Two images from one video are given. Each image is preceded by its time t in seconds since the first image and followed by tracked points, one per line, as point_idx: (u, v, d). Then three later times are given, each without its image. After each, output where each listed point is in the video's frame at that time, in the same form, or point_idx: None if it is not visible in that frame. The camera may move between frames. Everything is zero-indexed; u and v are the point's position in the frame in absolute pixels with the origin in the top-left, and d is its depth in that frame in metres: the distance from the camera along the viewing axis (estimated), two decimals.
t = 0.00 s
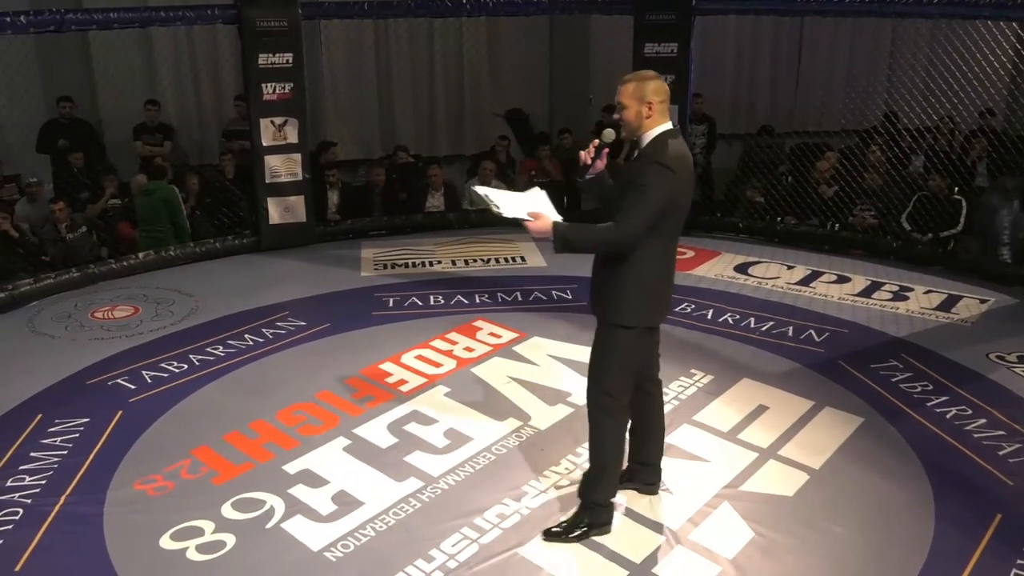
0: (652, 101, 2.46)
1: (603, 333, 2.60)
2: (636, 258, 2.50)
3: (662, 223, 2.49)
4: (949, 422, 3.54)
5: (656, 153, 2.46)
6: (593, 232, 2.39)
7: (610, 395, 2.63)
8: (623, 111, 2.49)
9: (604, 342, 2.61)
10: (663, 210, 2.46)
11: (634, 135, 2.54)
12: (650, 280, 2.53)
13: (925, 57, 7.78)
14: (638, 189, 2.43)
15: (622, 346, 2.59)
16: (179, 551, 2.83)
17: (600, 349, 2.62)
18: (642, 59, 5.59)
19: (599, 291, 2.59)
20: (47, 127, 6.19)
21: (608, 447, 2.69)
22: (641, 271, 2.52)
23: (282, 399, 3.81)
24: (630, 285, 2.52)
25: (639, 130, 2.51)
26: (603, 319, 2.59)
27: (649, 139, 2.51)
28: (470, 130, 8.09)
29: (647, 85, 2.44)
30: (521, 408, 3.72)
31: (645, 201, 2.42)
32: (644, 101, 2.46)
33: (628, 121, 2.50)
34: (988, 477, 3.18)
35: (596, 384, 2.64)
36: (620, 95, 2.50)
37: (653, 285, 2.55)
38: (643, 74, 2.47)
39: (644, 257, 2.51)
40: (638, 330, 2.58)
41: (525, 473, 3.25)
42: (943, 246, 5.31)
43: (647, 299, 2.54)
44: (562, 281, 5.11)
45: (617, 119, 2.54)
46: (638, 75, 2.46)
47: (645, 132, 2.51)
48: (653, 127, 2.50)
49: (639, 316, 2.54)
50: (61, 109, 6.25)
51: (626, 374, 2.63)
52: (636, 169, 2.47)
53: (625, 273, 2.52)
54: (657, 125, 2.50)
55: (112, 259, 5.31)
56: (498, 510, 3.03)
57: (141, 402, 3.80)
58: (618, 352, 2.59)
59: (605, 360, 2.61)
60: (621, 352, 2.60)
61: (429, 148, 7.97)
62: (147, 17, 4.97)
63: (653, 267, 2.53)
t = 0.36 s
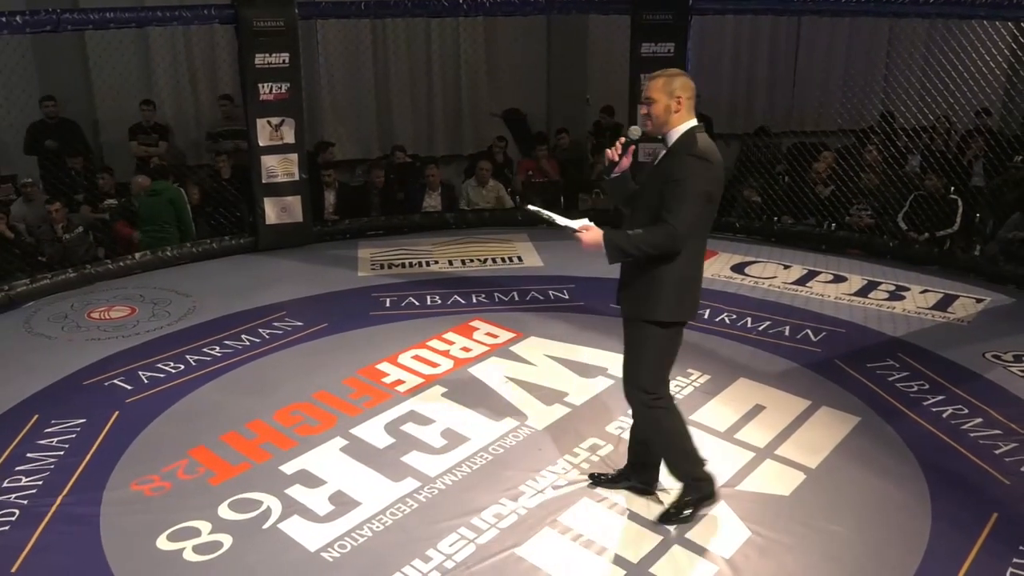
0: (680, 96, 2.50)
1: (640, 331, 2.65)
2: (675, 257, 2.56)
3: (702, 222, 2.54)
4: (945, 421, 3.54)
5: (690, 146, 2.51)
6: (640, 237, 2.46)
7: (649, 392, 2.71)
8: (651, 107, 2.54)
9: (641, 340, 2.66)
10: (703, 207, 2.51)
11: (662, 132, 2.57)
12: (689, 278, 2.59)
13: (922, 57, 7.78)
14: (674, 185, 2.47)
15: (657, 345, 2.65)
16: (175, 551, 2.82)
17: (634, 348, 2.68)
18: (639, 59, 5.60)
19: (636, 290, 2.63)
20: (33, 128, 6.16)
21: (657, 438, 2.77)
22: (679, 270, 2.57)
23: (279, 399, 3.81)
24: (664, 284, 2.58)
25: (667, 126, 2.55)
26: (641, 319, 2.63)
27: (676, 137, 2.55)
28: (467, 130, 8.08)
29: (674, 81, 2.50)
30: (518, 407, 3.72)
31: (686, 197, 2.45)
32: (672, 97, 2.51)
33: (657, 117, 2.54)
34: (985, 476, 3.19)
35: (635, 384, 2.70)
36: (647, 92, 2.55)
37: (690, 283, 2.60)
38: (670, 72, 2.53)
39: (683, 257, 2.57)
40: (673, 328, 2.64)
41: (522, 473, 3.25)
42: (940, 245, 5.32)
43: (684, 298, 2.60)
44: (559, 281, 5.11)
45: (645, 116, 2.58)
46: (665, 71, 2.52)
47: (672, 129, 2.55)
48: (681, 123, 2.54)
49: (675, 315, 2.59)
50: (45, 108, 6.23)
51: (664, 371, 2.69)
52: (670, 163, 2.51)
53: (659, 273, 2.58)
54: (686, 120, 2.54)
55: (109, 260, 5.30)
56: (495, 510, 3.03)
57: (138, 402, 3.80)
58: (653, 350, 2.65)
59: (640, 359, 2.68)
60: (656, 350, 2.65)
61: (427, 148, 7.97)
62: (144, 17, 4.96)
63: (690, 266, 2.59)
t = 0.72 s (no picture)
0: (740, 103, 2.46)
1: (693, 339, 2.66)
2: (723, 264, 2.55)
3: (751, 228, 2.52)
4: (940, 420, 3.55)
5: (746, 156, 2.49)
6: (690, 241, 2.47)
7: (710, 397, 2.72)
8: (708, 113, 2.50)
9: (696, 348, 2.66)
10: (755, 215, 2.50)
11: (718, 138, 2.55)
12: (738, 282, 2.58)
13: (916, 56, 7.76)
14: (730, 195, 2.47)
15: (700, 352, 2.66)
16: (171, 552, 2.82)
17: (677, 349, 2.73)
18: (634, 59, 5.62)
19: (685, 299, 2.63)
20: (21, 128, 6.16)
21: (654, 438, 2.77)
22: (731, 276, 2.57)
23: (274, 400, 3.81)
24: (707, 292, 2.58)
25: (725, 132, 2.52)
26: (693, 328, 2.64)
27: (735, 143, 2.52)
28: (463, 131, 8.08)
29: (734, 88, 2.45)
30: (513, 407, 3.72)
31: (739, 207, 2.46)
32: (732, 105, 2.47)
33: (714, 124, 2.51)
34: (979, 475, 3.20)
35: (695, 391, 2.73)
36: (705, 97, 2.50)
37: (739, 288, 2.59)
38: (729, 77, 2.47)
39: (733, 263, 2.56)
40: (719, 334, 2.63)
41: (517, 473, 3.25)
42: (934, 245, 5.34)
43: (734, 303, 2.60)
44: (554, 281, 5.11)
45: (701, 122, 2.54)
46: (724, 77, 2.46)
47: (731, 135, 2.52)
48: (738, 131, 2.51)
49: (725, 320, 2.60)
50: (31, 109, 6.20)
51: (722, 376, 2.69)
52: (726, 172, 2.51)
53: (701, 280, 2.59)
54: (742, 128, 2.51)
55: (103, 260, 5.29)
56: (491, 510, 3.03)
57: (133, 403, 3.79)
58: (707, 356, 2.66)
59: (689, 365, 2.70)
60: (703, 355, 2.66)
61: (421, 148, 7.97)
62: (138, 17, 4.96)
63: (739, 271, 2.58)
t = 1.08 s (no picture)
0: (784, 100, 2.57)
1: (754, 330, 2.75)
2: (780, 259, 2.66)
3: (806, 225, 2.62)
4: (929, 419, 3.57)
5: (797, 157, 2.56)
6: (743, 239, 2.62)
7: (759, 383, 2.81)
8: (754, 115, 2.61)
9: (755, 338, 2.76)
10: (809, 212, 2.59)
11: (768, 137, 2.64)
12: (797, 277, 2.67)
13: (904, 57, 7.79)
14: (780, 195, 2.58)
15: (742, 340, 2.79)
16: (161, 555, 2.81)
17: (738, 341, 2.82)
18: (624, 60, 5.63)
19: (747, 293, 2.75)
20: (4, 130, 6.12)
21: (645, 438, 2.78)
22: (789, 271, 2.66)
23: (265, 402, 3.79)
24: (760, 284, 2.70)
25: (773, 130, 2.62)
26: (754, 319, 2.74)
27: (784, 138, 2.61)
28: (454, 131, 8.07)
29: (776, 87, 2.56)
30: (505, 408, 3.72)
31: (789, 206, 2.56)
32: (776, 102, 2.57)
33: (761, 125, 2.61)
34: (969, 474, 3.21)
35: (747, 378, 2.82)
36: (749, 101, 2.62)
37: (799, 283, 2.68)
38: (769, 77, 2.60)
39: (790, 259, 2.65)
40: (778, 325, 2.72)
41: (509, 474, 3.25)
42: (924, 244, 5.38)
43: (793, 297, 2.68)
44: (546, 282, 5.12)
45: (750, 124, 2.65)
46: (763, 77, 2.58)
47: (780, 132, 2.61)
48: (787, 127, 2.60)
49: (785, 312, 2.69)
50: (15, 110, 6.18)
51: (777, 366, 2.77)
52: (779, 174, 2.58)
53: (757, 273, 2.71)
54: (791, 122, 2.60)
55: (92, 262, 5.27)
56: (483, 510, 3.03)
57: (123, 405, 3.77)
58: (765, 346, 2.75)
59: (747, 355, 2.79)
60: (762, 344, 2.75)
61: (412, 149, 7.97)
62: (125, 17, 4.94)
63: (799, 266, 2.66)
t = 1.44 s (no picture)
0: (805, 96, 2.62)
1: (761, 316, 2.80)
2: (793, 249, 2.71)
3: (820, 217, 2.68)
4: (918, 418, 3.58)
5: (814, 150, 2.61)
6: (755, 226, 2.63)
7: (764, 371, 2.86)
8: (774, 108, 2.66)
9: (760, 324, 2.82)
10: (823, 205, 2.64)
11: (787, 130, 2.70)
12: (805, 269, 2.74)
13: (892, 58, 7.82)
14: (796, 186, 2.61)
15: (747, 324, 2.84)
16: (151, 558, 2.79)
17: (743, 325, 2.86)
18: (614, 60, 5.64)
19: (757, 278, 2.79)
20: None
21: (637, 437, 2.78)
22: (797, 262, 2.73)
23: (256, 404, 3.78)
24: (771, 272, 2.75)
25: (792, 124, 2.68)
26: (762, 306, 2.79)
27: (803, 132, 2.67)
28: (444, 132, 8.07)
29: (797, 83, 2.60)
30: (496, 409, 3.72)
31: (805, 199, 2.60)
32: (797, 98, 2.62)
33: (780, 118, 2.67)
34: (958, 472, 3.23)
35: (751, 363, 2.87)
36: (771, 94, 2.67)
37: (807, 276, 2.75)
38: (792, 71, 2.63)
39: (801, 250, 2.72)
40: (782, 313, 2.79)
41: (500, 475, 3.25)
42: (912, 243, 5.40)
43: (801, 289, 2.75)
44: (537, 282, 5.12)
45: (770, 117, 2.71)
46: (786, 72, 2.62)
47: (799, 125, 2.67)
48: (806, 121, 2.66)
49: (793, 301, 2.75)
50: None
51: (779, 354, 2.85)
52: (795, 166, 2.63)
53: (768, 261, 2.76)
54: (811, 117, 2.66)
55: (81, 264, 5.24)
56: (474, 511, 3.03)
57: (112, 408, 3.75)
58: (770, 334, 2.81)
59: (751, 340, 2.84)
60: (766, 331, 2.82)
61: (402, 150, 7.96)
62: (113, 18, 4.92)
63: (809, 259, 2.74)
